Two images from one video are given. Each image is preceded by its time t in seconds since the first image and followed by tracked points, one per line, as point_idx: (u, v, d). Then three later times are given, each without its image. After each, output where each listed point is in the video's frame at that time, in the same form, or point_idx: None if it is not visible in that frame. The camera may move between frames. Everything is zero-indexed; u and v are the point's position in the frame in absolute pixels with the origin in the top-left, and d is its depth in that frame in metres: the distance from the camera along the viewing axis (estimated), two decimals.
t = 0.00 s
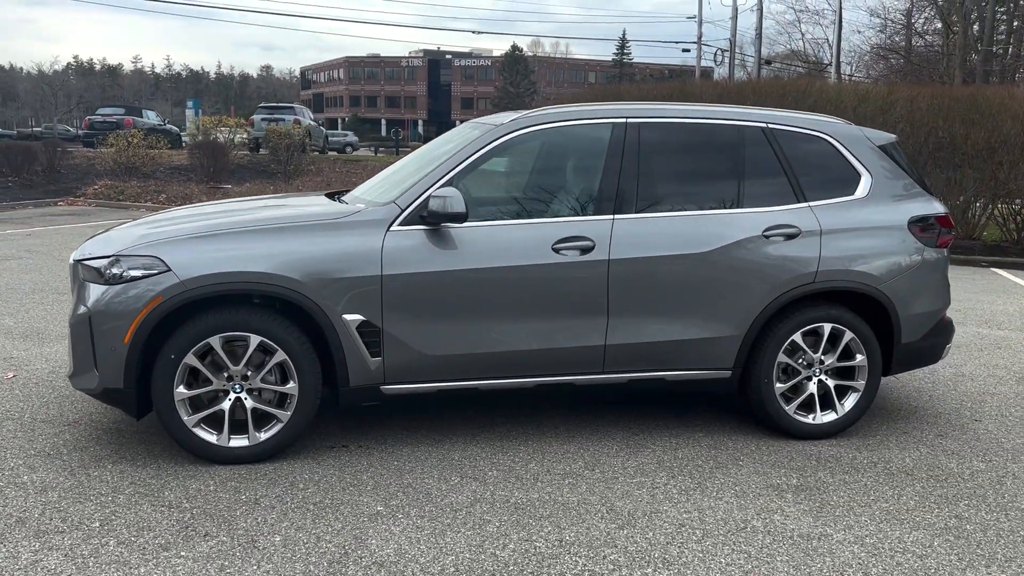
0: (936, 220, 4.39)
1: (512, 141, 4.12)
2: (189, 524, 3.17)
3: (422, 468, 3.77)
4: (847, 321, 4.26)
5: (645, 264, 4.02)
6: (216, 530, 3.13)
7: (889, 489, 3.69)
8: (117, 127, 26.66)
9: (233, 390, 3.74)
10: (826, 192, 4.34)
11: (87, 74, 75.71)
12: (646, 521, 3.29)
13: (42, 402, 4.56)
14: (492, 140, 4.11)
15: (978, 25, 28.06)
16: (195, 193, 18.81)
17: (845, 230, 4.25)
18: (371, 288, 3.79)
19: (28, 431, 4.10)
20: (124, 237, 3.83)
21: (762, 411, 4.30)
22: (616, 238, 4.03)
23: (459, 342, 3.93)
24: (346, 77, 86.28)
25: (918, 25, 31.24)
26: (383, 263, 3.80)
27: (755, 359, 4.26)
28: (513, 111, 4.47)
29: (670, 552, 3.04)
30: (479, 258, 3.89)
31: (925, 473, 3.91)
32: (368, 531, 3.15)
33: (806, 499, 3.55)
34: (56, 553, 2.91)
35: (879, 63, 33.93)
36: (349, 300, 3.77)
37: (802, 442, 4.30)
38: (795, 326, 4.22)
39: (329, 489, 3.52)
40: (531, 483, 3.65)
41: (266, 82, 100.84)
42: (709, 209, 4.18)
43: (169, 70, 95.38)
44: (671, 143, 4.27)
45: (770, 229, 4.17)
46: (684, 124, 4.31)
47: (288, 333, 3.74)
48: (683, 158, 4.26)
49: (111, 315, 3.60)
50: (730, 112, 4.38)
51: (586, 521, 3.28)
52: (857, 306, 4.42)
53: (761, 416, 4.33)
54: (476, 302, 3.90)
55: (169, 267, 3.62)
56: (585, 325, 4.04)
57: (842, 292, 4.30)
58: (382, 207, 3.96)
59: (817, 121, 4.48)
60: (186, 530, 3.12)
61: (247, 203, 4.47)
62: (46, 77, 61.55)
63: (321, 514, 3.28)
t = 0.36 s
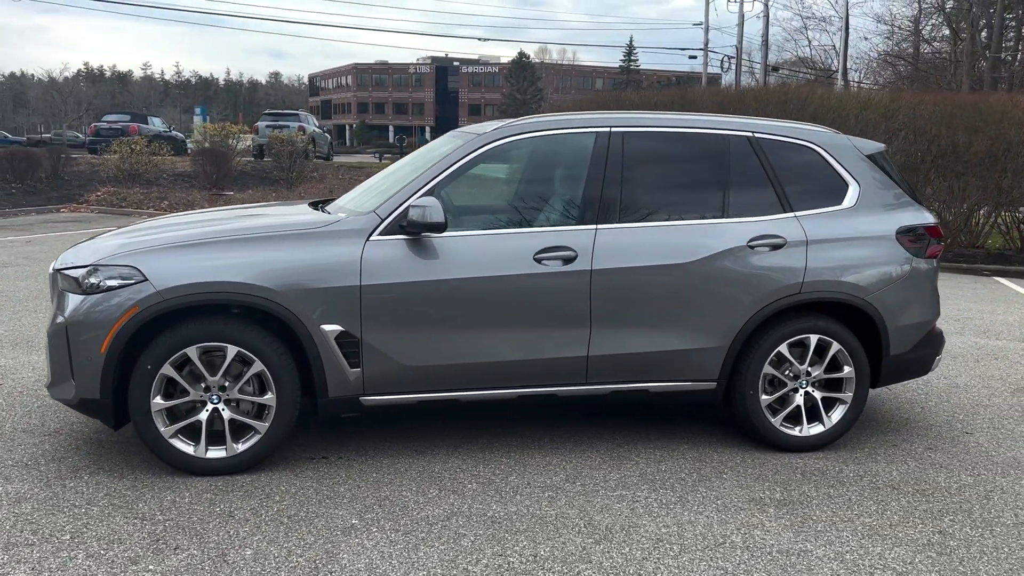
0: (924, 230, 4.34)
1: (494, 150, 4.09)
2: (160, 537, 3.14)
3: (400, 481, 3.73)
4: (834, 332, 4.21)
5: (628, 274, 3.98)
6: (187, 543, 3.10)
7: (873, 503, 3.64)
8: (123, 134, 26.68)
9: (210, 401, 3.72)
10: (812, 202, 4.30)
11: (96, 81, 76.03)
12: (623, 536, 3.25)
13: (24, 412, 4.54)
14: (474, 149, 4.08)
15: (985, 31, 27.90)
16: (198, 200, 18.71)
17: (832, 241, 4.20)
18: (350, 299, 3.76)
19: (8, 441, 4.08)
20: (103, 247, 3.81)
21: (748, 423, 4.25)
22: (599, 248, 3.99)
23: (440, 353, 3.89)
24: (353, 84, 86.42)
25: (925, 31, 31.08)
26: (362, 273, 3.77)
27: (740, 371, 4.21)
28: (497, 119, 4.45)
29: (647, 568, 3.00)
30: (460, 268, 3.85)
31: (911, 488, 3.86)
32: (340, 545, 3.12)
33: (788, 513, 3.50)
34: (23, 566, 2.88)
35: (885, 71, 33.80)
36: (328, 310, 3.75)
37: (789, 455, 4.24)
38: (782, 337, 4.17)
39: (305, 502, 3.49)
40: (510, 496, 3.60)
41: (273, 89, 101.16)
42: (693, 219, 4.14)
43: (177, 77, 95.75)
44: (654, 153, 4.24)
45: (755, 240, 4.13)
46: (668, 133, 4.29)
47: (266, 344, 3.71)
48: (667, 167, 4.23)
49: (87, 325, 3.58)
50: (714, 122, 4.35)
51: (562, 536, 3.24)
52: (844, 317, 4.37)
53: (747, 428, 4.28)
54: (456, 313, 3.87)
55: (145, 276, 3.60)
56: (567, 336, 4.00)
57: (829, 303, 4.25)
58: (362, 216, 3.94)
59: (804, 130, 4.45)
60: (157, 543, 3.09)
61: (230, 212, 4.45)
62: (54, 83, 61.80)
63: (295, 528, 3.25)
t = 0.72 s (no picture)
0: (917, 238, 4.31)
1: (485, 158, 4.08)
2: (144, 547, 3.13)
3: (389, 490, 3.71)
4: (826, 340, 4.19)
5: (618, 282, 3.96)
6: (171, 554, 3.08)
7: (865, 514, 3.61)
8: (125, 141, 26.67)
9: (198, 410, 3.70)
10: (805, 210, 4.28)
11: (100, 89, 76.23)
12: (611, 547, 3.22)
13: (15, 420, 4.53)
14: (465, 157, 4.07)
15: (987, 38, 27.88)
16: (199, 207, 18.67)
17: (824, 248, 4.18)
18: (338, 307, 3.75)
19: None
20: (92, 255, 3.81)
21: (741, 432, 4.22)
22: (590, 256, 3.97)
23: (429, 361, 3.88)
24: (356, 91, 86.58)
25: (928, 38, 31.04)
26: (351, 281, 3.76)
27: (732, 379, 4.19)
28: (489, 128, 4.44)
29: None
30: (449, 276, 3.83)
31: (903, 497, 3.83)
32: (325, 556, 3.10)
33: (779, 524, 3.47)
34: None
35: (888, 77, 33.78)
36: (317, 319, 3.73)
37: (781, 465, 4.22)
38: (774, 345, 4.14)
39: (292, 512, 3.47)
40: (499, 506, 3.57)
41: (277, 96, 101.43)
42: (684, 227, 4.12)
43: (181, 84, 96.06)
44: (645, 161, 4.23)
45: (746, 248, 4.11)
46: (659, 141, 4.28)
47: (254, 353, 3.70)
48: (658, 176, 4.22)
49: (74, 334, 3.57)
50: (706, 130, 4.35)
51: (550, 546, 3.21)
52: (837, 325, 4.35)
53: (740, 437, 4.25)
54: (446, 321, 3.85)
55: (132, 285, 3.59)
56: (558, 345, 3.98)
57: (821, 311, 4.22)
58: (352, 224, 3.93)
59: (796, 138, 4.43)
60: (140, 554, 3.07)
61: (222, 221, 4.44)
62: (58, 91, 61.95)
63: (280, 538, 3.23)
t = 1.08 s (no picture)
0: (907, 244, 4.31)
1: (473, 164, 4.07)
2: (128, 557, 3.10)
3: (376, 499, 3.68)
4: (817, 347, 4.17)
5: (607, 289, 3.95)
6: (154, 564, 3.06)
7: (855, 521, 3.59)
8: (121, 148, 26.56)
9: (184, 419, 3.69)
10: (795, 216, 4.27)
11: (97, 96, 76.13)
12: (599, 555, 3.20)
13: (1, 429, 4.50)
14: (453, 163, 4.06)
15: (982, 43, 27.96)
16: (194, 214, 18.59)
17: (813, 254, 4.17)
18: (325, 315, 3.73)
19: None
20: (78, 263, 3.79)
21: (731, 439, 4.21)
22: (578, 263, 3.95)
23: (417, 369, 3.86)
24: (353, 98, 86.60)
25: (923, 44, 31.10)
26: (338, 289, 3.74)
27: (722, 386, 4.17)
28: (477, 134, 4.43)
29: None
30: (436, 284, 3.81)
31: (893, 504, 3.82)
32: (310, 566, 3.08)
33: (768, 531, 3.45)
34: None
35: (883, 83, 33.85)
36: (304, 327, 3.71)
37: (772, 472, 4.20)
38: (764, 352, 4.13)
39: (278, 521, 3.44)
40: (487, 514, 3.55)
41: (273, 103, 101.48)
42: (673, 234, 4.11)
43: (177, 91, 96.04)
44: (634, 167, 4.22)
45: (735, 254, 4.10)
46: (648, 147, 4.27)
47: (240, 361, 3.68)
48: (647, 182, 4.21)
49: (59, 342, 3.54)
50: (695, 136, 4.34)
51: (537, 555, 3.19)
52: (827, 331, 4.34)
53: (730, 445, 4.24)
54: (433, 328, 3.83)
55: (117, 293, 3.57)
56: (546, 351, 3.96)
57: (811, 317, 4.21)
58: (339, 231, 3.91)
59: (785, 144, 4.43)
60: (124, 564, 3.05)
61: (210, 228, 4.42)
62: (55, 98, 61.86)
63: (266, 548, 3.21)
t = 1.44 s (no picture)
0: (895, 248, 4.32)
1: (461, 169, 4.07)
2: (114, 565, 3.09)
3: (364, 505, 3.67)
4: (805, 351, 4.18)
5: (595, 294, 3.95)
6: (140, 572, 3.04)
7: (843, 525, 3.60)
8: (112, 154, 26.42)
9: (171, 425, 3.67)
10: (783, 221, 4.28)
11: (88, 101, 75.83)
12: (587, 561, 3.20)
13: None
14: (441, 169, 4.06)
15: (972, 48, 28.13)
16: (185, 220, 18.48)
17: (801, 259, 4.18)
18: (313, 320, 3.72)
19: None
20: (64, 269, 3.77)
21: (720, 444, 4.21)
22: (567, 267, 3.95)
23: (406, 375, 3.85)
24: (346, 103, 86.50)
25: (914, 49, 31.23)
26: (326, 294, 3.73)
27: (711, 391, 4.18)
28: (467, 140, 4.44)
29: None
30: (424, 289, 3.81)
31: (882, 508, 3.82)
32: (297, 573, 3.06)
33: (756, 536, 3.45)
34: None
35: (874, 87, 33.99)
36: (291, 333, 3.70)
37: (761, 477, 4.20)
38: (752, 356, 4.13)
39: (265, 528, 3.43)
40: (475, 521, 3.54)
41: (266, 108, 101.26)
42: (661, 238, 4.12)
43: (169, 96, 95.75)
44: (622, 172, 4.23)
45: (723, 258, 4.11)
46: (636, 152, 4.29)
47: (227, 367, 3.67)
48: (636, 187, 4.22)
49: (45, 349, 3.52)
50: (683, 141, 4.36)
51: (525, 561, 3.19)
52: (815, 335, 4.35)
53: (719, 449, 4.24)
54: (422, 333, 3.82)
55: (103, 299, 3.56)
56: (535, 356, 3.96)
57: (799, 321, 4.22)
58: (327, 237, 3.90)
59: (773, 149, 4.44)
60: (109, 572, 3.03)
61: (198, 234, 4.41)
62: (46, 104, 61.59)
63: (253, 555, 3.19)
